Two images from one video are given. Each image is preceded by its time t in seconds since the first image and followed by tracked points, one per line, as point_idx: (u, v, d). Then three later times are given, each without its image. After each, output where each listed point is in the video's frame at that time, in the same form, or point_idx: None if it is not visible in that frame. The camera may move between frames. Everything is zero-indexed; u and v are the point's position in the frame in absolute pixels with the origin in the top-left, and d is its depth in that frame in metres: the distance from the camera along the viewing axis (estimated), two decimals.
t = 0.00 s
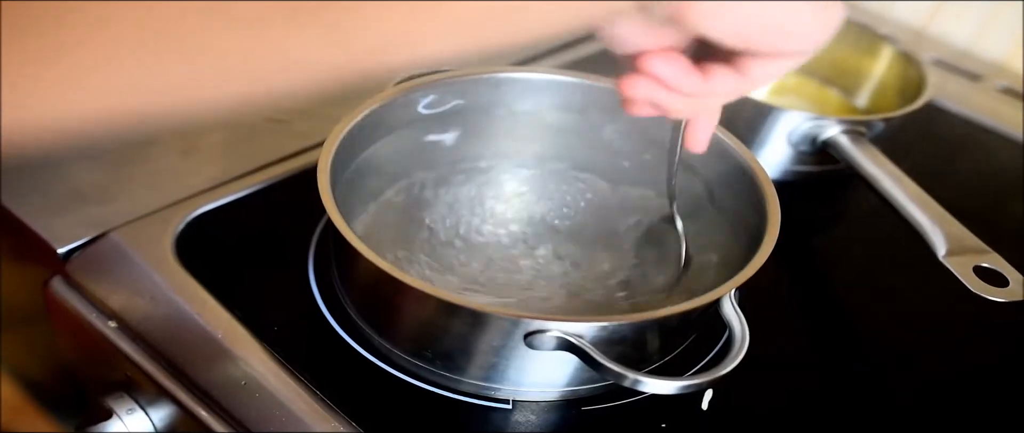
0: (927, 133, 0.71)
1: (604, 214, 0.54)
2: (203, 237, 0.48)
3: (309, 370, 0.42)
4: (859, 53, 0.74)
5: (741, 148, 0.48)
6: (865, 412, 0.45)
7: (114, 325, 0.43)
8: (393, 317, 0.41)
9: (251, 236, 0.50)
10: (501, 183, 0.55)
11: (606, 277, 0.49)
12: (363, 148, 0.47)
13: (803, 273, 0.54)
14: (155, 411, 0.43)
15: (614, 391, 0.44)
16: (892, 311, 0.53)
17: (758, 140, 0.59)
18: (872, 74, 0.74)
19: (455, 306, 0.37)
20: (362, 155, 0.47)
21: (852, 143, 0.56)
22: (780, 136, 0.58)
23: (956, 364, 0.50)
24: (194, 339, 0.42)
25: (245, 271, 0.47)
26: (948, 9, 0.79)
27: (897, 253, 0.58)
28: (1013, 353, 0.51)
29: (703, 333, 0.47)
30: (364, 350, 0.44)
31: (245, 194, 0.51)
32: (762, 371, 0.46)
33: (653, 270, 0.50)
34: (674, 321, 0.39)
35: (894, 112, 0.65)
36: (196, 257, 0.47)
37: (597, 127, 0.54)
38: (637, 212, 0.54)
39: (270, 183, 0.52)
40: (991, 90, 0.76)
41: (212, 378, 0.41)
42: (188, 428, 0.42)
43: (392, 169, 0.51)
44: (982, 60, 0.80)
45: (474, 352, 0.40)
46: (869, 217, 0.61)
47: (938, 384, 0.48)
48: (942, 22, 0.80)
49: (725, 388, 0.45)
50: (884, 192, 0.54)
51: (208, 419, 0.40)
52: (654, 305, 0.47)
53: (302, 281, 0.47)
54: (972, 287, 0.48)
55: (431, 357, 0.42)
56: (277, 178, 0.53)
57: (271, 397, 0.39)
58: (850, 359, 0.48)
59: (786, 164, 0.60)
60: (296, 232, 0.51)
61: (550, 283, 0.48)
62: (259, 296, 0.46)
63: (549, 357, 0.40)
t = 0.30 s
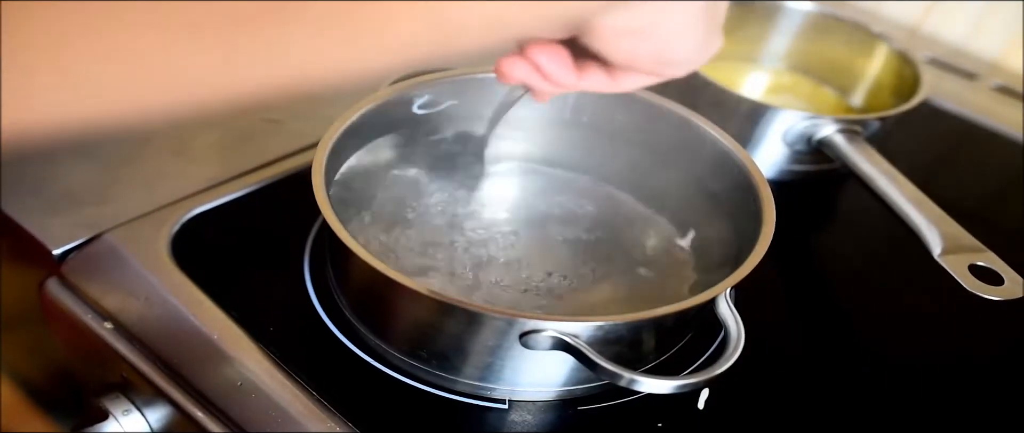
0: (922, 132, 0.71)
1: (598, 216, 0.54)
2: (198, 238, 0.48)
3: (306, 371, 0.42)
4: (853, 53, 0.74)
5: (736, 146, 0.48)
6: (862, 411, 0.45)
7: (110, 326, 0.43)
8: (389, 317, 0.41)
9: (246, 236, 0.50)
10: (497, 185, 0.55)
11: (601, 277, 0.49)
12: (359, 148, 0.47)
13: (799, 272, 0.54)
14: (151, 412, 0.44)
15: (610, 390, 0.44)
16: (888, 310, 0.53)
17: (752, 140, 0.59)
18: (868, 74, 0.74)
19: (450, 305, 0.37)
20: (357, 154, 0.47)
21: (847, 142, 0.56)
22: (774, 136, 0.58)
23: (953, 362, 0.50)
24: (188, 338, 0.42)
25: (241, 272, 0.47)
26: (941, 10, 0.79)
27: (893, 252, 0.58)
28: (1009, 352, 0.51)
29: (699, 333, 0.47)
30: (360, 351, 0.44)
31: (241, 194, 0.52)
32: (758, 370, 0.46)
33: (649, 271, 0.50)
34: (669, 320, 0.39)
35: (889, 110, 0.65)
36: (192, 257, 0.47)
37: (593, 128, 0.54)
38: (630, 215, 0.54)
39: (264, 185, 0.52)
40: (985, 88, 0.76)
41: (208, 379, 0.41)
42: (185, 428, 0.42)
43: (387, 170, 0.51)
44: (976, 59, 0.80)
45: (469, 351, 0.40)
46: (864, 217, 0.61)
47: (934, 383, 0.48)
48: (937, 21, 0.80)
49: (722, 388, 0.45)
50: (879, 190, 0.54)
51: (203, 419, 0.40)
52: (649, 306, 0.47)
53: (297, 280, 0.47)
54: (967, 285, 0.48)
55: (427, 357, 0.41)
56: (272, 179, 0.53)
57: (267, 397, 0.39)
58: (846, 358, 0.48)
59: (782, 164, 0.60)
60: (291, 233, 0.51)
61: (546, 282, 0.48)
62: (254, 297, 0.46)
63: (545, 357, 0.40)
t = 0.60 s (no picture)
0: (921, 131, 0.71)
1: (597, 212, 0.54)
2: (196, 237, 0.48)
3: (306, 371, 0.42)
4: (852, 52, 0.74)
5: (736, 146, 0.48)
6: (862, 411, 0.45)
7: (110, 326, 0.43)
8: (388, 317, 0.41)
9: (245, 236, 0.49)
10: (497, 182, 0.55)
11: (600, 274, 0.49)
12: (359, 146, 0.47)
13: (798, 272, 0.54)
14: (151, 412, 0.44)
15: (610, 390, 0.44)
16: (886, 310, 0.53)
17: (752, 140, 0.59)
18: (865, 72, 0.74)
19: (449, 305, 0.37)
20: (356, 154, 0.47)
21: (846, 142, 0.56)
22: (774, 136, 0.58)
23: (953, 362, 0.50)
24: (188, 338, 0.42)
25: (241, 271, 0.47)
26: (940, 9, 0.79)
27: (892, 252, 0.58)
28: (1009, 352, 0.51)
29: (698, 332, 0.47)
30: (360, 351, 0.44)
31: (240, 194, 0.52)
32: (758, 370, 0.46)
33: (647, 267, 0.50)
34: (669, 320, 0.39)
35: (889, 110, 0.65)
36: (191, 257, 0.47)
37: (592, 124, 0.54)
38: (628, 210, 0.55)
39: (263, 185, 0.53)
40: (985, 88, 0.76)
41: (207, 379, 0.41)
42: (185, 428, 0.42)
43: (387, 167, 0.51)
44: (976, 59, 0.80)
45: (469, 351, 0.40)
46: (864, 216, 0.61)
47: (935, 382, 0.48)
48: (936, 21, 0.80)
49: (722, 388, 0.45)
50: (878, 190, 0.54)
51: (202, 419, 0.40)
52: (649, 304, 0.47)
53: (297, 280, 0.47)
54: (966, 285, 0.48)
55: (427, 357, 0.41)
56: (271, 180, 0.53)
57: (267, 397, 0.39)
58: (846, 358, 0.48)
59: (782, 163, 0.60)
60: (291, 230, 0.51)
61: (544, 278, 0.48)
62: (254, 297, 0.46)
63: (546, 357, 0.40)
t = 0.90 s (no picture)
0: (922, 131, 0.71)
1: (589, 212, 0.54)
2: (196, 237, 0.48)
3: (306, 372, 0.42)
4: (852, 51, 0.74)
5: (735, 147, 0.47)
6: (862, 410, 0.45)
7: (109, 325, 0.43)
8: (387, 316, 0.41)
9: (245, 236, 0.49)
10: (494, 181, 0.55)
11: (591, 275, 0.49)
12: (355, 151, 0.47)
13: (798, 271, 0.54)
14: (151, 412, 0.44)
15: (610, 390, 0.44)
16: (887, 310, 0.53)
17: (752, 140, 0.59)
18: (866, 70, 0.74)
19: (449, 305, 0.37)
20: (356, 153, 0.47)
21: (846, 141, 0.56)
22: (774, 135, 0.58)
23: (954, 361, 0.50)
24: (188, 337, 0.42)
25: (241, 271, 0.47)
26: (942, 9, 0.79)
27: (892, 252, 0.58)
28: (1010, 352, 0.51)
29: (698, 332, 0.47)
30: (360, 351, 0.44)
31: (241, 194, 0.52)
32: (758, 370, 0.46)
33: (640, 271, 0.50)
34: (669, 319, 0.39)
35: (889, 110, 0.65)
36: (191, 257, 0.47)
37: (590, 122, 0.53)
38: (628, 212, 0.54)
39: (262, 185, 0.53)
40: (986, 88, 0.76)
41: (208, 377, 0.40)
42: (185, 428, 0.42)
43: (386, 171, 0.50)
44: (977, 59, 0.80)
45: (469, 351, 0.40)
46: (864, 216, 0.61)
47: (936, 383, 0.48)
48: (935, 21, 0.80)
49: (722, 388, 0.45)
50: (878, 190, 0.54)
51: (202, 419, 0.40)
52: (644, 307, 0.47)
53: (297, 279, 0.47)
54: (966, 285, 0.48)
55: (426, 356, 0.41)
56: (269, 180, 0.53)
57: (266, 397, 0.39)
58: (847, 358, 0.48)
59: (783, 163, 0.60)
60: (291, 230, 0.51)
61: (536, 278, 0.48)
62: (253, 297, 0.46)
63: (546, 357, 0.40)
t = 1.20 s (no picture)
0: (922, 130, 0.71)
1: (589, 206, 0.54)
2: (195, 237, 0.48)
3: (305, 371, 0.42)
4: (853, 52, 0.74)
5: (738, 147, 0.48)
6: (862, 411, 0.45)
7: (109, 326, 0.43)
8: (387, 316, 0.41)
9: (244, 237, 0.49)
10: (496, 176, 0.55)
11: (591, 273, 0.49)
12: (357, 148, 0.47)
13: (798, 271, 0.54)
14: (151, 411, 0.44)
15: (609, 390, 0.44)
16: (887, 310, 0.53)
17: (752, 140, 0.59)
18: (867, 71, 0.74)
19: (449, 306, 0.37)
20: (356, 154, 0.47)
21: (846, 141, 0.56)
22: (774, 135, 0.58)
23: (954, 361, 0.50)
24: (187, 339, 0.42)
25: (239, 271, 0.47)
26: (941, 9, 0.79)
27: (892, 251, 0.58)
28: (1010, 352, 0.51)
29: (697, 331, 0.47)
30: (361, 351, 0.44)
31: (240, 194, 0.52)
32: (758, 370, 0.46)
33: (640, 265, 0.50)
34: (669, 319, 0.39)
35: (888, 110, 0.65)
36: (190, 257, 0.47)
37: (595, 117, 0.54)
38: (627, 212, 0.54)
39: (262, 185, 0.53)
40: (985, 87, 0.76)
41: (207, 377, 0.40)
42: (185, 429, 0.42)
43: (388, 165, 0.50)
44: (977, 58, 0.80)
45: (469, 352, 0.40)
46: (865, 215, 0.61)
47: (937, 384, 0.48)
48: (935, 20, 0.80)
49: (722, 388, 0.45)
50: (878, 190, 0.53)
51: (203, 419, 0.39)
52: (646, 304, 0.47)
53: (297, 278, 0.47)
54: (966, 284, 0.48)
55: (427, 356, 0.41)
56: (268, 180, 0.53)
57: (265, 396, 0.40)
58: (847, 359, 0.48)
59: (782, 162, 0.60)
60: (291, 229, 0.51)
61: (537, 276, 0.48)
62: (252, 297, 0.46)
63: (546, 358, 0.40)
